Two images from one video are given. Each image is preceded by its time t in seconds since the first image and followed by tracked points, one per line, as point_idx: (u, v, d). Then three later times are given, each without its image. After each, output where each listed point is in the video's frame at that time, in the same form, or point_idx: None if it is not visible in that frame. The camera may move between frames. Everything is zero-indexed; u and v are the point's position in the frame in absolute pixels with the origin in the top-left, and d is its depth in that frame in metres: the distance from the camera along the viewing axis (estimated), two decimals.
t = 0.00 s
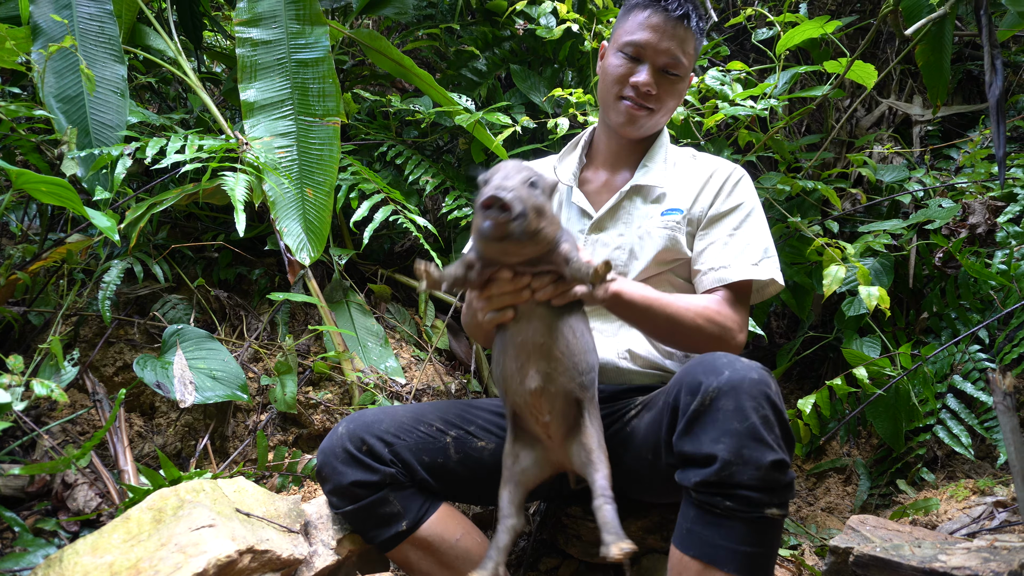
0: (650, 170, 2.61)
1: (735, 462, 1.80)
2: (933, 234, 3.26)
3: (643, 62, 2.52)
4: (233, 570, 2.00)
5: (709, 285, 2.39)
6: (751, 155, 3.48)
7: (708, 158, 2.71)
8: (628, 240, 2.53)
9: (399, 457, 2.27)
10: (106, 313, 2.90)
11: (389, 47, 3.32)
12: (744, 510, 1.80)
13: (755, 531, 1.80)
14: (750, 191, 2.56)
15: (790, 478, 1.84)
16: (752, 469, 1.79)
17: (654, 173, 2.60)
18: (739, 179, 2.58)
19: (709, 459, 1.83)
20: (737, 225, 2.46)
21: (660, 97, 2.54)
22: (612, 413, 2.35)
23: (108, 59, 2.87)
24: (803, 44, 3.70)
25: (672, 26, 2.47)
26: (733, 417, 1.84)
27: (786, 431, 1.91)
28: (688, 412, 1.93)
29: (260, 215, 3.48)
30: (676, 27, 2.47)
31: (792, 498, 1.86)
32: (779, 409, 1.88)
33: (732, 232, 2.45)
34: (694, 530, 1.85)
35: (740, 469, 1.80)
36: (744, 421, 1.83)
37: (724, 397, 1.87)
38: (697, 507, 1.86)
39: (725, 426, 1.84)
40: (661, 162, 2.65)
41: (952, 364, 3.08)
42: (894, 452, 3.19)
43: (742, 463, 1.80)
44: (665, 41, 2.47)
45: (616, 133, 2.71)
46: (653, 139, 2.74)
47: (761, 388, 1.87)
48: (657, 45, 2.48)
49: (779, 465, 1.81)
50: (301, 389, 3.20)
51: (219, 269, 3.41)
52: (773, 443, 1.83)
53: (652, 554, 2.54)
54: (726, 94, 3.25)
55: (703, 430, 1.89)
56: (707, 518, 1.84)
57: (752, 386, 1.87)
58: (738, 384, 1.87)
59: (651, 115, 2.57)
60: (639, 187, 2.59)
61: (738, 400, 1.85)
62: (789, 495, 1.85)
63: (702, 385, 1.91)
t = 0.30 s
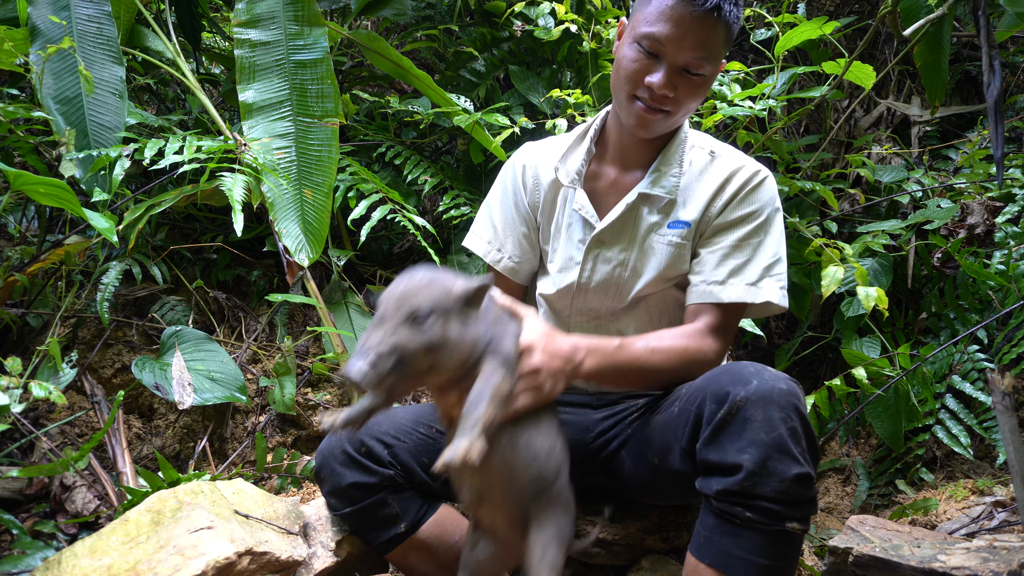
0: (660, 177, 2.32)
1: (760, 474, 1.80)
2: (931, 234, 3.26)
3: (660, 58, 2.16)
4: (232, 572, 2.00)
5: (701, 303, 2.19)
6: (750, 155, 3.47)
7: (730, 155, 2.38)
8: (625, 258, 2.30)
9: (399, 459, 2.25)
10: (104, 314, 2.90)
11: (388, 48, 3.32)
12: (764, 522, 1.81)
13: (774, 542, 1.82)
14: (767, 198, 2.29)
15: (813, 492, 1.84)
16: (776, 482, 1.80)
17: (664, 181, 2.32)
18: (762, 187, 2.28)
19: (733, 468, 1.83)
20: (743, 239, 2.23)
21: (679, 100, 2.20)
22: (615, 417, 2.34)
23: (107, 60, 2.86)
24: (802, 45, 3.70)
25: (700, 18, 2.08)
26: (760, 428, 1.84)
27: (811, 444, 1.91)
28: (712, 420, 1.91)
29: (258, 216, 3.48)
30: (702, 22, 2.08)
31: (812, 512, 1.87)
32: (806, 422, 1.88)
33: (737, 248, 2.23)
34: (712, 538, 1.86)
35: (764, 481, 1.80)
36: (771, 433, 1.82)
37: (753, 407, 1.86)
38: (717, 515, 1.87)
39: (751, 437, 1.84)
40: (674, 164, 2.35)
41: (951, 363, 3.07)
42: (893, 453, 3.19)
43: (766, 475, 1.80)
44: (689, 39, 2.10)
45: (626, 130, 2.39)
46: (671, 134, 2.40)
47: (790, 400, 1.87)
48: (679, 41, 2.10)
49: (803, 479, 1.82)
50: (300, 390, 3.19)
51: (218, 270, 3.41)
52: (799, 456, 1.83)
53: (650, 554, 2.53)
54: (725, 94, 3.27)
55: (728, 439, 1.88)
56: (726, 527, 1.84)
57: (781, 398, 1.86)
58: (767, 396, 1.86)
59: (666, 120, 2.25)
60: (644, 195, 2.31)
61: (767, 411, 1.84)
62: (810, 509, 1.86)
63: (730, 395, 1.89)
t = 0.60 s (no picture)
0: (662, 215, 2.15)
1: (759, 479, 1.79)
2: (930, 235, 3.27)
3: (666, 91, 1.79)
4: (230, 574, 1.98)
5: (678, 338, 2.13)
6: (748, 155, 3.47)
7: (748, 179, 2.17)
8: (614, 296, 2.20)
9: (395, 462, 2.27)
10: (101, 315, 2.89)
11: (385, 49, 3.32)
12: (762, 526, 1.80)
13: (771, 547, 1.81)
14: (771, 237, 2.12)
15: (814, 497, 1.83)
16: (775, 486, 1.79)
17: (666, 218, 2.15)
18: (774, 225, 2.12)
19: (732, 472, 1.83)
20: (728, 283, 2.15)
21: (684, 141, 1.87)
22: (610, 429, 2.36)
23: (104, 61, 2.85)
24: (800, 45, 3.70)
25: (717, 53, 1.71)
26: (760, 432, 1.83)
27: (813, 449, 1.90)
28: (713, 425, 1.92)
29: (256, 218, 3.48)
30: (722, 57, 1.71)
31: (814, 516, 1.85)
32: (808, 426, 1.87)
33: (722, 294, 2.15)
34: (710, 542, 1.85)
35: (763, 485, 1.79)
36: (771, 437, 1.81)
37: (753, 411, 1.85)
38: (716, 518, 1.86)
39: (751, 441, 1.83)
40: (683, 195, 2.15)
41: (949, 365, 3.07)
42: (891, 453, 3.19)
43: (765, 479, 1.79)
44: (703, 74, 1.73)
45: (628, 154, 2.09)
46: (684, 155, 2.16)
47: (790, 405, 1.86)
48: (691, 78, 1.74)
49: (803, 484, 1.80)
50: (298, 392, 3.18)
51: (215, 271, 3.40)
52: (799, 461, 1.82)
53: (649, 556, 2.54)
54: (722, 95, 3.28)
55: (728, 444, 1.88)
56: (724, 531, 1.84)
57: (780, 402, 1.85)
58: (768, 400, 1.85)
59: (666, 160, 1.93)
60: (643, 233, 2.15)
61: (767, 415, 1.84)
62: (811, 514, 1.84)
63: (730, 400, 1.90)
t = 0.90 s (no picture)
0: (650, 246, 2.09)
1: (735, 476, 1.80)
2: (929, 233, 3.27)
3: (621, 142, 1.72)
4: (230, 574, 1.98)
5: (663, 364, 2.18)
6: (748, 153, 3.47)
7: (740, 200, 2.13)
8: (601, 325, 2.17)
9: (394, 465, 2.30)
10: (100, 315, 2.89)
11: (384, 47, 3.32)
12: (741, 523, 1.81)
13: (752, 544, 1.82)
14: (763, 260, 2.10)
15: (791, 489, 1.84)
16: (751, 483, 1.80)
17: (655, 250, 2.09)
18: (766, 254, 2.09)
19: (709, 470, 1.84)
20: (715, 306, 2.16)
21: (643, 189, 1.79)
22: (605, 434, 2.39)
23: (102, 60, 2.84)
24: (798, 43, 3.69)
25: (667, 110, 1.63)
26: (733, 429, 1.83)
27: (788, 441, 1.91)
28: (688, 424, 1.92)
29: (255, 216, 3.48)
30: (666, 112, 1.63)
31: (793, 509, 1.87)
32: (781, 420, 1.87)
33: (708, 317, 2.17)
34: (693, 541, 1.86)
35: (740, 481, 1.80)
36: (744, 433, 1.82)
37: (726, 408, 1.85)
38: (697, 517, 1.87)
39: (725, 438, 1.84)
40: (672, 224, 2.08)
41: (948, 362, 3.06)
42: (891, 451, 3.19)
43: (741, 475, 1.80)
44: (648, 129, 1.66)
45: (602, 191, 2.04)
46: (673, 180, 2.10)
47: (762, 399, 1.86)
48: (636, 133, 1.67)
49: (778, 478, 1.81)
50: (297, 391, 3.17)
51: (214, 270, 3.40)
52: (773, 455, 1.82)
53: (648, 554, 2.54)
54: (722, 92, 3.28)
55: (703, 441, 1.88)
56: (705, 529, 1.84)
57: (752, 397, 1.86)
58: (740, 396, 1.86)
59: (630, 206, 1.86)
60: (631, 263, 2.11)
61: (739, 411, 1.84)
62: (790, 507, 1.85)
63: (703, 398, 1.90)
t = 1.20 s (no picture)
0: (638, 233, 2.08)
1: (742, 479, 1.80)
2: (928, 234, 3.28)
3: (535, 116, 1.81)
4: None
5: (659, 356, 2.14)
6: (747, 155, 3.47)
7: (721, 183, 2.12)
8: (595, 316, 2.17)
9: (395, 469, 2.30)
10: (100, 317, 2.88)
11: (383, 48, 3.32)
12: (748, 526, 1.81)
13: (759, 546, 1.82)
14: (749, 244, 2.07)
15: (798, 492, 1.84)
16: (758, 486, 1.80)
17: (643, 235, 2.07)
18: (751, 230, 2.07)
19: (716, 472, 1.84)
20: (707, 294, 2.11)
21: (577, 151, 1.84)
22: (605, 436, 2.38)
23: (102, 62, 2.84)
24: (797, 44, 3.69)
25: (555, 70, 1.70)
26: (741, 431, 1.83)
27: (795, 443, 1.90)
28: (695, 425, 1.92)
29: (254, 218, 3.48)
30: (569, 68, 1.69)
31: (799, 512, 1.86)
32: (789, 422, 1.86)
33: (702, 306, 2.11)
34: (698, 543, 1.87)
35: (746, 484, 1.80)
36: (752, 435, 1.82)
37: (733, 410, 1.85)
38: (703, 519, 1.87)
39: (732, 440, 1.83)
40: (656, 208, 2.08)
41: (948, 363, 3.07)
42: (891, 452, 3.20)
43: (748, 478, 1.80)
44: (560, 90, 1.72)
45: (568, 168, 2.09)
46: (653, 168, 2.09)
47: (770, 401, 1.85)
48: (549, 96, 1.73)
49: (786, 481, 1.81)
50: (296, 393, 3.17)
51: (214, 272, 3.40)
52: (781, 458, 1.82)
53: (649, 556, 2.54)
54: (721, 93, 3.29)
55: (711, 443, 1.88)
56: (711, 531, 1.85)
57: (760, 399, 1.85)
58: (748, 398, 1.85)
59: (576, 173, 1.91)
60: (620, 254, 2.10)
61: (747, 414, 1.83)
62: (797, 510, 1.85)
63: (711, 400, 1.89)
